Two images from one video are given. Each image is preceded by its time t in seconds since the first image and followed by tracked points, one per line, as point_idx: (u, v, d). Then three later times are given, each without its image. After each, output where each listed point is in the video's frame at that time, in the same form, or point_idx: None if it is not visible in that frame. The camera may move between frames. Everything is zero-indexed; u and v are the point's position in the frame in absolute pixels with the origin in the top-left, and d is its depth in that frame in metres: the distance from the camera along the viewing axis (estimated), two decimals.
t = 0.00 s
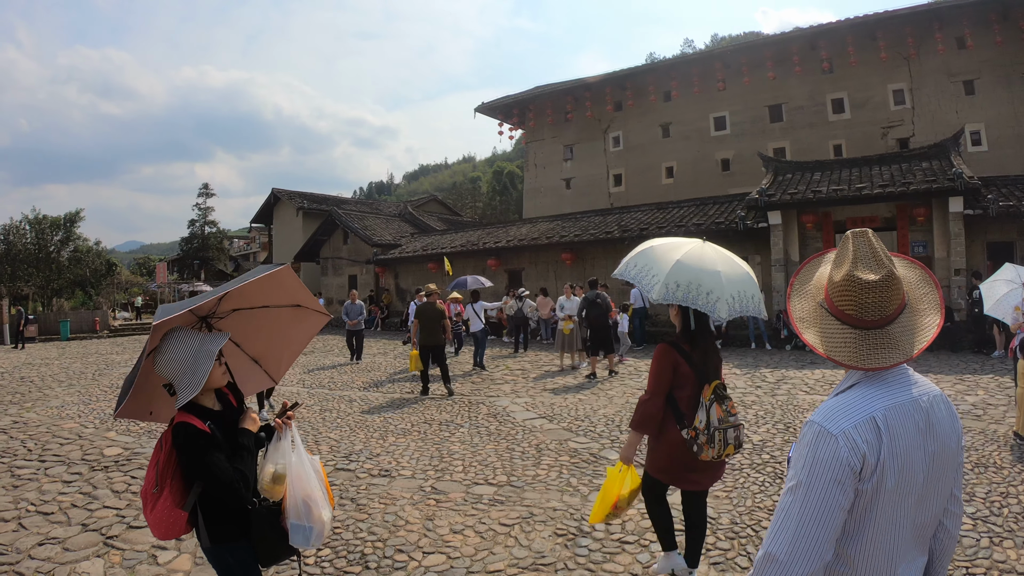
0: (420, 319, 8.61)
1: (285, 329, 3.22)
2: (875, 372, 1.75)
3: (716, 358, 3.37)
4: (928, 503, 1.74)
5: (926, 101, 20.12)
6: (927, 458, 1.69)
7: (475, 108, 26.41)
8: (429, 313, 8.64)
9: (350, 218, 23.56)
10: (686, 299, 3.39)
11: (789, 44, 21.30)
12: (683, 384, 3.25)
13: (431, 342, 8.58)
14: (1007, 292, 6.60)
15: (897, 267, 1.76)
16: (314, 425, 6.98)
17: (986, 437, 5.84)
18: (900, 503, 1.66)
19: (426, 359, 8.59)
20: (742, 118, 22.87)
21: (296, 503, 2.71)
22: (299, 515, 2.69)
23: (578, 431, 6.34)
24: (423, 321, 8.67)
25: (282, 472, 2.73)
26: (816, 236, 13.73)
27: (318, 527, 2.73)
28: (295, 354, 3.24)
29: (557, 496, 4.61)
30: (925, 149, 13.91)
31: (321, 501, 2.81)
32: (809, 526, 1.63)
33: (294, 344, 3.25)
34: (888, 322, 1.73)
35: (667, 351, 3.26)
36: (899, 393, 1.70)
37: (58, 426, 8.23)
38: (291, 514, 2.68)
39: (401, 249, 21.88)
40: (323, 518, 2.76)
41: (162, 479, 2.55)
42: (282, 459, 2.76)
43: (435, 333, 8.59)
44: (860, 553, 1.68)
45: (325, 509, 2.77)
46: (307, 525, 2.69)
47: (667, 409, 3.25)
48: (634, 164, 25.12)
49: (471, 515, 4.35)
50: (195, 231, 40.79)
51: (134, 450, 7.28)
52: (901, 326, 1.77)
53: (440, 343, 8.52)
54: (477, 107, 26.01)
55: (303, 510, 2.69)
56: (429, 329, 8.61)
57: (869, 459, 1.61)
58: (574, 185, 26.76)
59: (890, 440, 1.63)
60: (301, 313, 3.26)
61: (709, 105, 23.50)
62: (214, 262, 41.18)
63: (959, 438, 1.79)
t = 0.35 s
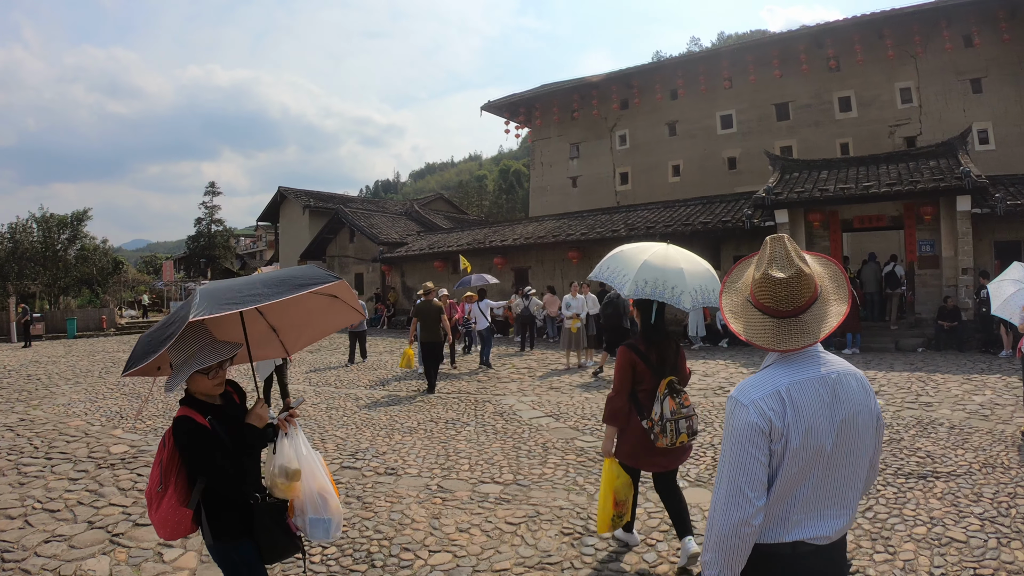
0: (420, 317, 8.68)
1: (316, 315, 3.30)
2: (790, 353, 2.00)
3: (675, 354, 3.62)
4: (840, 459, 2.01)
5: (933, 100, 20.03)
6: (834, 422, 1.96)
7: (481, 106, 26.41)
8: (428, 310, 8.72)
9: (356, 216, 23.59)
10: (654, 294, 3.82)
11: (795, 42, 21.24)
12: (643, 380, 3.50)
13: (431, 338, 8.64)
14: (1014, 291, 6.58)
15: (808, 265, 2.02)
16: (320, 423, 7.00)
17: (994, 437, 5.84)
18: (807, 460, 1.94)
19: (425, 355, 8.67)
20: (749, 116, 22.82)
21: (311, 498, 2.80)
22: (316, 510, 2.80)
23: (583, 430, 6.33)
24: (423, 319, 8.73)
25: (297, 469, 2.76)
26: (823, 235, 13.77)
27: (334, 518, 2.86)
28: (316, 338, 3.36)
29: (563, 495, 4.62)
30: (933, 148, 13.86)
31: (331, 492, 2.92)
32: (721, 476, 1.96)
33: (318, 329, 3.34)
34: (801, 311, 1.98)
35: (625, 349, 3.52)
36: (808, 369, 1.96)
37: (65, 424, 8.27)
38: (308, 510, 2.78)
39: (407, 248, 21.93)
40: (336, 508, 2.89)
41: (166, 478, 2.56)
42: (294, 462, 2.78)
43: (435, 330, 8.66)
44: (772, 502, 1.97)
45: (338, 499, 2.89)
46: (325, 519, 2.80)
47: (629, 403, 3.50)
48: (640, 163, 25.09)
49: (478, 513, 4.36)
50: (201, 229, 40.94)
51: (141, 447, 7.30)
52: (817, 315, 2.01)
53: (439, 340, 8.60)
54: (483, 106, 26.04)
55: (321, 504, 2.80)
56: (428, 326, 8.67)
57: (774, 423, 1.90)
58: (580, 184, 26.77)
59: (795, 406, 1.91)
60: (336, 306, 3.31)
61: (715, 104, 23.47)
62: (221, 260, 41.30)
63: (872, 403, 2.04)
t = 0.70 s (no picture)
0: (419, 313, 8.74)
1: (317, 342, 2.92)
2: (700, 340, 2.36)
3: (646, 343, 3.91)
4: (747, 434, 2.32)
5: (937, 99, 19.99)
6: (740, 401, 2.27)
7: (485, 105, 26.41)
8: (429, 307, 8.74)
9: (359, 214, 23.61)
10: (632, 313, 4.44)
11: (800, 41, 21.21)
12: (615, 368, 3.87)
13: (430, 335, 8.81)
14: (1017, 292, 6.58)
15: (717, 267, 2.41)
16: (324, 421, 7.02)
17: (997, 437, 5.84)
18: (715, 433, 2.26)
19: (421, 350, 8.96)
20: (753, 115, 22.80)
21: (303, 502, 2.80)
22: (306, 515, 2.79)
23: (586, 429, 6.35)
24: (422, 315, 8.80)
25: (290, 475, 2.72)
26: (827, 234, 13.76)
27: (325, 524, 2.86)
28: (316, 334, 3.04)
29: (565, 494, 4.63)
30: (937, 147, 13.82)
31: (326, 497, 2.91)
32: (639, 445, 2.29)
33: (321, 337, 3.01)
34: (710, 304, 2.37)
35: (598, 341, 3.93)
36: (718, 357, 2.29)
37: (67, 421, 8.29)
38: (299, 516, 2.78)
39: (410, 246, 21.92)
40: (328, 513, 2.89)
41: (165, 468, 2.76)
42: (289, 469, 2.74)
43: (434, 327, 8.81)
44: (683, 467, 2.30)
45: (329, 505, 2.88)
46: (315, 525, 2.80)
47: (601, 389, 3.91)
48: (643, 162, 25.08)
49: (479, 512, 4.36)
50: (205, 227, 41.03)
51: (143, 445, 7.32)
52: (724, 308, 2.39)
53: (437, 336, 8.81)
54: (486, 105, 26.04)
55: (312, 511, 2.80)
56: (428, 322, 8.80)
57: (682, 403, 2.22)
58: (583, 182, 26.76)
59: (700, 388, 2.24)
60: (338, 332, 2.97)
61: (718, 103, 23.43)
62: (225, 258, 41.35)
63: (780, 385, 2.33)
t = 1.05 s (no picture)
0: (411, 310, 8.73)
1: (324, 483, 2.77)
2: (676, 329, 2.65)
3: (623, 338, 4.49)
4: (715, 412, 2.55)
5: (937, 100, 19.99)
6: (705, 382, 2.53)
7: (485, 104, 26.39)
8: (421, 305, 8.72)
9: (358, 212, 23.59)
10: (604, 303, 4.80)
11: (800, 40, 21.22)
12: (597, 356, 4.34)
13: (423, 332, 8.76)
14: (1019, 293, 6.57)
15: (693, 268, 2.69)
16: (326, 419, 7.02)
17: (998, 437, 5.84)
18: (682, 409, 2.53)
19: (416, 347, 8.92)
20: (753, 115, 22.78)
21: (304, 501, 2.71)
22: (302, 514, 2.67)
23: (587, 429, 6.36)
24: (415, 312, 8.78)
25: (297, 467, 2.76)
26: (827, 234, 13.77)
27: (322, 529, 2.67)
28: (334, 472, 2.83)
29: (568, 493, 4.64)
30: (938, 148, 13.83)
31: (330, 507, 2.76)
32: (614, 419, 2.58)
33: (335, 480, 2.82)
34: (684, 299, 2.65)
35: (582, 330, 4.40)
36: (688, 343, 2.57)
37: (67, 418, 8.29)
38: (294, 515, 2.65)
39: (409, 244, 21.89)
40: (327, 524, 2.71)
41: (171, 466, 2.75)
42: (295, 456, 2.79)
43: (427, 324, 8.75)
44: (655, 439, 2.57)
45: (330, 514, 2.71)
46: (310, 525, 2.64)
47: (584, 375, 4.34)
48: (643, 161, 25.07)
49: (482, 511, 4.35)
50: (204, 224, 41.00)
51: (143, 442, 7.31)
52: (698, 303, 2.66)
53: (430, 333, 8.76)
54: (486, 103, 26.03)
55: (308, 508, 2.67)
56: (420, 319, 8.75)
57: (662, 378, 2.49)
58: (583, 181, 26.76)
59: (677, 367, 2.51)
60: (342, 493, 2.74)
61: (719, 102, 23.41)
62: (224, 255, 41.31)
63: (746, 369, 2.59)
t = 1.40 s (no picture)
0: (401, 309, 8.70)
1: None
2: (681, 312, 3.00)
3: (598, 334, 4.52)
4: (713, 384, 2.88)
5: (926, 101, 20.16)
6: (706, 356, 2.86)
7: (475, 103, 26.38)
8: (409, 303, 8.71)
9: (349, 211, 23.48)
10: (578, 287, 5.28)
11: (791, 42, 21.35)
12: (573, 355, 4.42)
13: (416, 330, 8.69)
14: (1016, 294, 6.60)
15: (697, 261, 3.06)
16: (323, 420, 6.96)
17: (994, 434, 5.87)
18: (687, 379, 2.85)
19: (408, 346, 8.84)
20: (743, 115, 22.88)
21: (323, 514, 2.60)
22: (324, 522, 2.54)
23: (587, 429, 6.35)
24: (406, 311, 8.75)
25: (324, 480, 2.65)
26: (819, 234, 13.84)
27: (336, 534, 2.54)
28: None
29: (574, 493, 4.63)
30: (929, 149, 13.93)
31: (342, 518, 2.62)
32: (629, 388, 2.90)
33: None
34: (689, 286, 3.00)
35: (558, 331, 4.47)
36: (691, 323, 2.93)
37: (57, 420, 8.17)
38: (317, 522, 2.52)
39: (400, 244, 21.75)
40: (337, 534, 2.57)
41: (181, 464, 2.52)
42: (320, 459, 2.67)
43: (415, 322, 8.65)
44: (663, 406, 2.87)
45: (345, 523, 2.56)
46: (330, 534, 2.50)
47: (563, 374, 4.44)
48: (634, 160, 25.10)
49: (488, 512, 4.32)
50: (192, 223, 40.72)
51: (136, 445, 7.21)
52: (701, 290, 3.02)
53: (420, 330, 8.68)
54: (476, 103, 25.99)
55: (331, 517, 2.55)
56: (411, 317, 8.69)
57: (664, 350, 2.84)
58: (573, 181, 26.77)
59: (679, 341, 2.86)
60: None
61: (710, 102, 23.49)
62: (212, 255, 41.06)
63: (739, 349, 2.94)
